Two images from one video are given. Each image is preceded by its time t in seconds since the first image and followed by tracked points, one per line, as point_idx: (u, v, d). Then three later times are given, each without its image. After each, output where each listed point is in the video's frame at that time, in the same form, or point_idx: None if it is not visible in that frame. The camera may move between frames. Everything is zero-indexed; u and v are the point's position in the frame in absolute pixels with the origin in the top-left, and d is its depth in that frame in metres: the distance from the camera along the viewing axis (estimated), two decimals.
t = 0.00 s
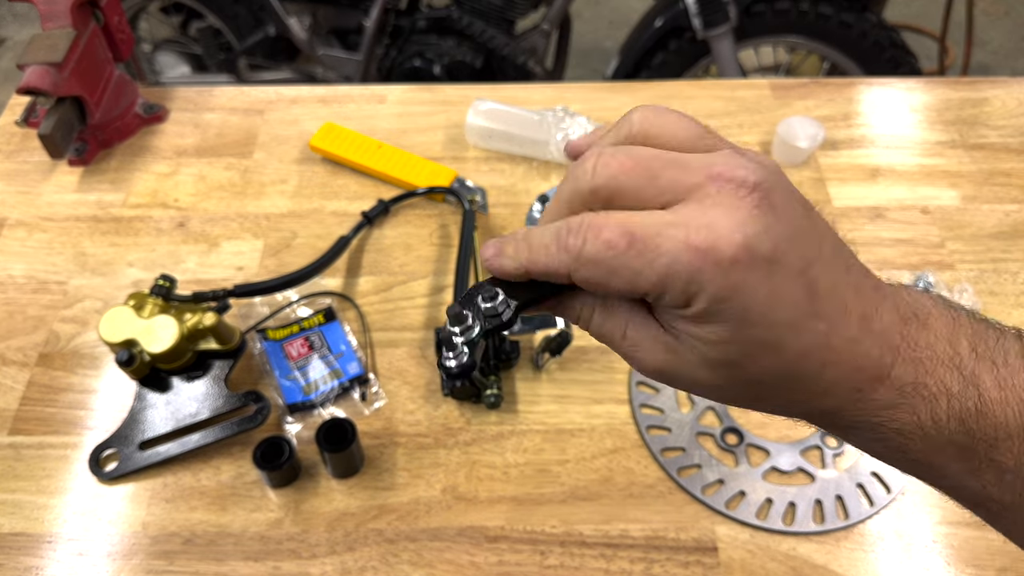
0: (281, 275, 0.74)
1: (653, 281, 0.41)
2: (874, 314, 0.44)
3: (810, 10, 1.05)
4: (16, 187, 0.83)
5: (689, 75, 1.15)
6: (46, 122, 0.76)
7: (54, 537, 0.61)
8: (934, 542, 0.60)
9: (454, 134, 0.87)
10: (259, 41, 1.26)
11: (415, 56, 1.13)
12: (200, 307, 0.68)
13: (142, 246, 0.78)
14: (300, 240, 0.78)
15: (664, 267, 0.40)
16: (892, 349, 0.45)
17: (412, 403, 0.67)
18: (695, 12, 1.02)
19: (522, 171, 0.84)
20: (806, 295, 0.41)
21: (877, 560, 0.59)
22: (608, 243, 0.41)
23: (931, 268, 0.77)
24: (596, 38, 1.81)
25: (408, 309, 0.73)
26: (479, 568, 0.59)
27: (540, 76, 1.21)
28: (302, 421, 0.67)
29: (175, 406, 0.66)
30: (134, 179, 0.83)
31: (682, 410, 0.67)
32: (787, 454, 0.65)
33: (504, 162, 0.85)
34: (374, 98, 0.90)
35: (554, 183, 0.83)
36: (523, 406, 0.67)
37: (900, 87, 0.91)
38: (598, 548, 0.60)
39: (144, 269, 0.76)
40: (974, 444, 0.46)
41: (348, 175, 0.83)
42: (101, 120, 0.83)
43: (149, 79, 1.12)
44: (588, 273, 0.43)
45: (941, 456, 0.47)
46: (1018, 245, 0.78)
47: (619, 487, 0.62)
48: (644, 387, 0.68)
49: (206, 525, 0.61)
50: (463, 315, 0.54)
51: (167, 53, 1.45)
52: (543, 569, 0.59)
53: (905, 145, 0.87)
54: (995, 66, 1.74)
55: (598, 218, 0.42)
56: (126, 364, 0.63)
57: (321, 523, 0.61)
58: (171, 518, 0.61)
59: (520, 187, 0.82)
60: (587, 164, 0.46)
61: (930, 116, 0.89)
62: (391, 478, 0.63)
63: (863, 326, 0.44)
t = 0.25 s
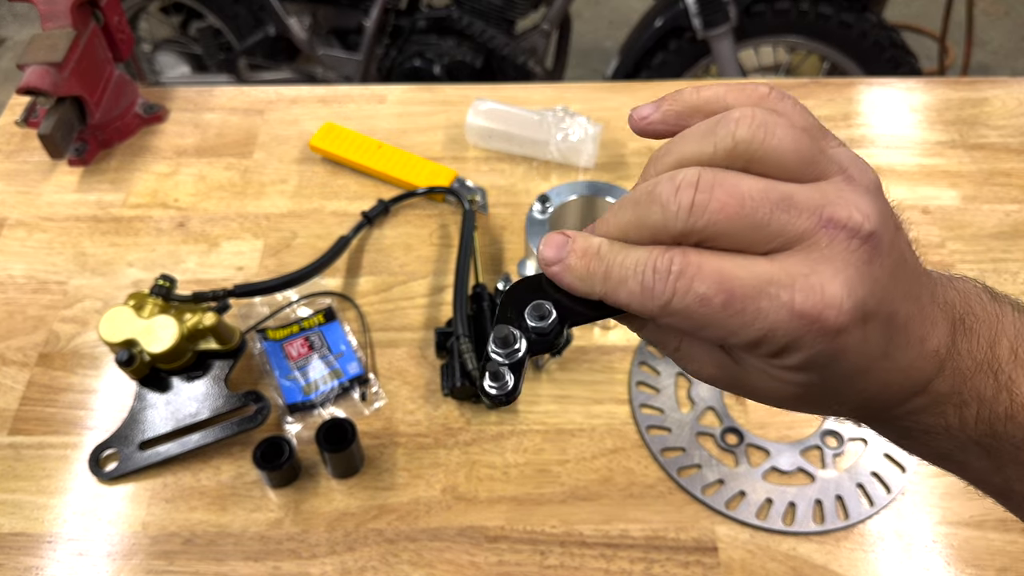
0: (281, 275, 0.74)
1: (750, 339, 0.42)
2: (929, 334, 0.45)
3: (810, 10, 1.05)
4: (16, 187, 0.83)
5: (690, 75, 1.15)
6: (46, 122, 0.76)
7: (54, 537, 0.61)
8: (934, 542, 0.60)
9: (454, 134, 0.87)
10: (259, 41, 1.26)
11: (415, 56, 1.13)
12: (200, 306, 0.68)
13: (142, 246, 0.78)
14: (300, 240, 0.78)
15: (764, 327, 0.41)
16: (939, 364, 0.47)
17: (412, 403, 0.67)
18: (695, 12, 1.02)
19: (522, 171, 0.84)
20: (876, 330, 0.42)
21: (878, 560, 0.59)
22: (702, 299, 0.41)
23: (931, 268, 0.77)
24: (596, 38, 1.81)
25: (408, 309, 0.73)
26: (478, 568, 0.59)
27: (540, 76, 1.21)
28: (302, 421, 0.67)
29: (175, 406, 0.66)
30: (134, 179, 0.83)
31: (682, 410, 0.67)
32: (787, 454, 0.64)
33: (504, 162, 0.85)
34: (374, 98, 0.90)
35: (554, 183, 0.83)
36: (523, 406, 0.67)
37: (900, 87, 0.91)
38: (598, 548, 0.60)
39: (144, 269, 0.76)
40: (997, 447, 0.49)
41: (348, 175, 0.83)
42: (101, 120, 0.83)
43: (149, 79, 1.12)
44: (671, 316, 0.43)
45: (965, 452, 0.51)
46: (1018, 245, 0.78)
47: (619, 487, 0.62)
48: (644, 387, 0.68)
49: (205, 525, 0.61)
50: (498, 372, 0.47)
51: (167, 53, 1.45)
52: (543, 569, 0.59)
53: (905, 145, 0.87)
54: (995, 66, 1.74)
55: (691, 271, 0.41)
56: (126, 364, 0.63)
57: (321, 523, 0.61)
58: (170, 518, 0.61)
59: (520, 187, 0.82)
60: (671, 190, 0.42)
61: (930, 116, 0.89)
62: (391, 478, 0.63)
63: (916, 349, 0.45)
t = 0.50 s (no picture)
0: (281, 275, 0.74)
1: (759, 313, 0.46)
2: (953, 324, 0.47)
3: (810, 10, 1.05)
4: (16, 187, 0.83)
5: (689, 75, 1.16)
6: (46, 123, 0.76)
7: (54, 537, 0.61)
8: (934, 542, 0.60)
9: (454, 135, 0.87)
10: (259, 41, 1.25)
11: (415, 56, 1.13)
12: (200, 306, 0.68)
13: (142, 246, 0.78)
14: (300, 240, 0.78)
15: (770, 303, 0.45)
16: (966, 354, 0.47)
17: (412, 403, 0.67)
18: (695, 12, 1.02)
19: (522, 171, 0.84)
20: (883, 327, 0.46)
21: (878, 560, 0.59)
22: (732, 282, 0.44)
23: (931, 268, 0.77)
24: (596, 38, 1.81)
25: (408, 309, 0.73)
26: (479, 568, 0.59)
27: (540, 76, 1.21)
28: (302, 421, 0.67)
29: (175, 406, 0.66)
30: (134, 179, 0.83)
31: (682, 410, 0.67)
32: (787, 454, 0.64)
33: (503, 162, 0.85)
34: (374, 98, 0.90)
35: (554, 183, 0.83)
36: (523, 406, 0.67)
37: (900, 87, 0.91)
38: (598, 548, 0.60)
39: (145, 269, 0.76)
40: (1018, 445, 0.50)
41: (348, 174, 0.83)
42: (101, 120, 0.83)
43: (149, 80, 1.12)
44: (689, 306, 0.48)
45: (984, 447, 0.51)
46: (1018, 245, 0.78)
47: (619, 487, 0.62)
48: (644, 387, 0.68)
49: (205, 525, 0.61)
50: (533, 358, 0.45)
51: (167, 53, 1.45)
52: (543, 569, 0.59)
53: (905, 145, 0.86)
54: (995, 66, 1.74)
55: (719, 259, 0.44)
56: (126, 364, 0.63)
57: (321, 523, 0.61)
58: (171, 518, 0.61)
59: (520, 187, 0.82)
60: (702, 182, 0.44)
61: (930, 116, 0.89)
62: (391, 478, 0.63)
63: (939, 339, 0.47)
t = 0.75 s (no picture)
0: (281, 275, 0.74)
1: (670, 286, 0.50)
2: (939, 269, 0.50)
3: (809, 10, 1.05)
4: (17, 187, 0.83)
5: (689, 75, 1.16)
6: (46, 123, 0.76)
7: (55, 537, 0.61)
8: (934, 542, 0.60)
9: (454, 135, 0.87)
10: (259, 42, 1.25)
11: (415, 57, 1.13)
12: (200, 307, 0.68)
13: (143, 246, 0.78)
14: (300, 240, 0.78)
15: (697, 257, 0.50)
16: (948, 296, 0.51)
17: (412, 403, 0.67)
18: (695, 12, 1.02)
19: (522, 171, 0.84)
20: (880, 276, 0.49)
21: (878, 560, 0.59)
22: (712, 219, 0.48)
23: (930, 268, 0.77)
24: (596, 38, 1.81)
25: (408, 309, 0.73)
26: (479, 568, 0.59)
27: (540, 76, 1.22)
28: (302, 421, 0.67)
29: (175, 406, 0.66)
30: (135, 179, 0.84)
31: (682, 410, 0.67)
32: (787, 454, 0.65)
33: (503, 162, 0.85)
34: (374, 99, 0.90)
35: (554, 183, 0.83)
36: (523, 406, 0.67)
37: (899, 87, 0.91)
38: (598, 547, 0.60)
39: (145, 269, 0.76)
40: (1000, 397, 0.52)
41: (348, 175, 0.83)
42: (101, 121, 0.84)
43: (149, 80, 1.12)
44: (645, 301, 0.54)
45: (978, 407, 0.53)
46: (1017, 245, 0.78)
47: (619, 486, 0.63)
48: (644, 387, 0.68)
49: (206, 525, 0.61)
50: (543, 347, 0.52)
51: (167, 53, 1.45)
52: (543, 568, 0.59)
53: (905, 145, 0.87)
54: (994, 66, 1.74)
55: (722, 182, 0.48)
56: (127, 364, 0.63)
57: (321, 523, 0.61)
58: (171, 518, 0.61)
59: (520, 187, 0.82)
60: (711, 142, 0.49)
61: (929, 116, 0.89)
62: (391, 477, 0.63)
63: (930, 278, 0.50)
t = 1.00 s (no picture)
0: (281, 275, 0.74)
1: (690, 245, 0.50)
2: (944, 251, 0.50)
3: (809, 11, 1.05)
4: (18, 187, 0.83)
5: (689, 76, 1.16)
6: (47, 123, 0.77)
7: (56, 536, 0.61)
8: (933, 541, 0.61)
9: (454, 135, 0.87)
10: (260, 42, 1.26)
11: (416, 57, 1.13)
12: (201, 307, 0.69)
13: (144, 246, 0.78)
14: (301, 240, 0.78)
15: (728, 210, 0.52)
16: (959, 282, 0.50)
17: (412, 402, 0.68)
18: (694, 12, 1.02)
19: (522, 171, 0.84)
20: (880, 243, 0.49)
21: (877, 559, 0.60)
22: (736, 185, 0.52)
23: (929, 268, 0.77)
24: (595, 38, 1.81)
25: (408, 309, 0.74)
26: (479, 567, 0.59)
27: (540, 76, 1.22)
28: (303, 420, 0.67)
29: (176, 405, 0.66)
30: (135, 179, 0.84)
31: (681, 410, 0.67)
32: (786, 453, 0.65)
33: (503, 162, 0.85)
34: (374, 99, 0.90)
35: (554, 183, 0.83)
36: (523, 406, 0.67)
37: (898, 88, 0.92)
38: (598, 547, 0.60)
39: (146, 269, 0.77)
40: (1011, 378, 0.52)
41: (349, 175, 0.84)
42: (102, 121, 0.84)
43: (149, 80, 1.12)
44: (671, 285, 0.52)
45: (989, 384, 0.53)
46: (1016, 245, 0.79)
47: (619, 486, 0.63)
48: (643, 386, 0.68)
49: (207, 524, 0.61)
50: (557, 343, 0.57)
51: (168, 54, 1.45)
52: (543, 567, 0.59)
53: (904, 146, 0.87)
54: (993, 66, 1.74)
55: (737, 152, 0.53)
56: (128, 364, 0.63)
57: (321, 522, 0.61)
58: (172, 517, 0.61)
59: (520, 187, 0.83)
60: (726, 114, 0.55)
61: (928, 116, 0.89)
62: (391, 477, 0.63)
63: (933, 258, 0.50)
